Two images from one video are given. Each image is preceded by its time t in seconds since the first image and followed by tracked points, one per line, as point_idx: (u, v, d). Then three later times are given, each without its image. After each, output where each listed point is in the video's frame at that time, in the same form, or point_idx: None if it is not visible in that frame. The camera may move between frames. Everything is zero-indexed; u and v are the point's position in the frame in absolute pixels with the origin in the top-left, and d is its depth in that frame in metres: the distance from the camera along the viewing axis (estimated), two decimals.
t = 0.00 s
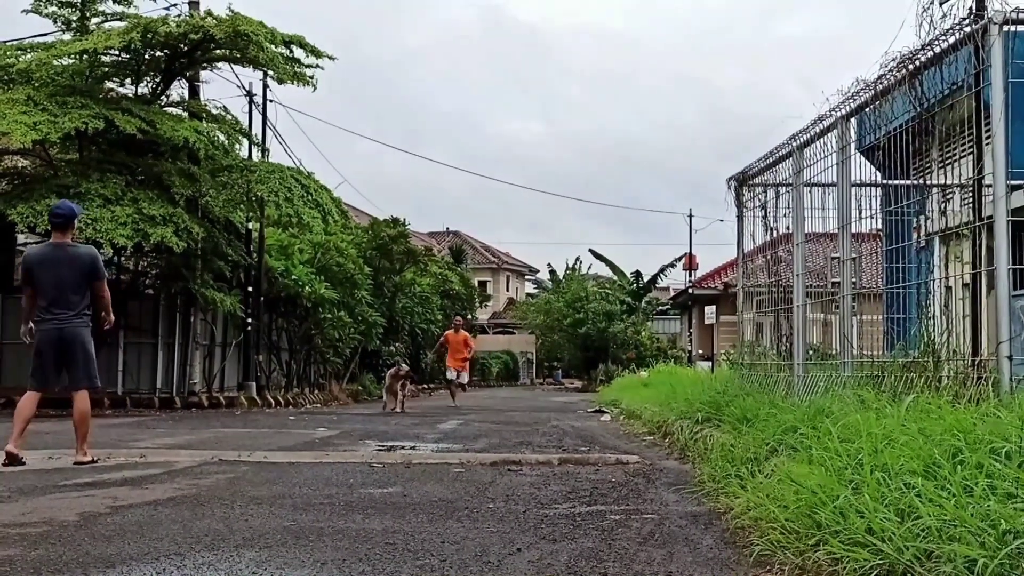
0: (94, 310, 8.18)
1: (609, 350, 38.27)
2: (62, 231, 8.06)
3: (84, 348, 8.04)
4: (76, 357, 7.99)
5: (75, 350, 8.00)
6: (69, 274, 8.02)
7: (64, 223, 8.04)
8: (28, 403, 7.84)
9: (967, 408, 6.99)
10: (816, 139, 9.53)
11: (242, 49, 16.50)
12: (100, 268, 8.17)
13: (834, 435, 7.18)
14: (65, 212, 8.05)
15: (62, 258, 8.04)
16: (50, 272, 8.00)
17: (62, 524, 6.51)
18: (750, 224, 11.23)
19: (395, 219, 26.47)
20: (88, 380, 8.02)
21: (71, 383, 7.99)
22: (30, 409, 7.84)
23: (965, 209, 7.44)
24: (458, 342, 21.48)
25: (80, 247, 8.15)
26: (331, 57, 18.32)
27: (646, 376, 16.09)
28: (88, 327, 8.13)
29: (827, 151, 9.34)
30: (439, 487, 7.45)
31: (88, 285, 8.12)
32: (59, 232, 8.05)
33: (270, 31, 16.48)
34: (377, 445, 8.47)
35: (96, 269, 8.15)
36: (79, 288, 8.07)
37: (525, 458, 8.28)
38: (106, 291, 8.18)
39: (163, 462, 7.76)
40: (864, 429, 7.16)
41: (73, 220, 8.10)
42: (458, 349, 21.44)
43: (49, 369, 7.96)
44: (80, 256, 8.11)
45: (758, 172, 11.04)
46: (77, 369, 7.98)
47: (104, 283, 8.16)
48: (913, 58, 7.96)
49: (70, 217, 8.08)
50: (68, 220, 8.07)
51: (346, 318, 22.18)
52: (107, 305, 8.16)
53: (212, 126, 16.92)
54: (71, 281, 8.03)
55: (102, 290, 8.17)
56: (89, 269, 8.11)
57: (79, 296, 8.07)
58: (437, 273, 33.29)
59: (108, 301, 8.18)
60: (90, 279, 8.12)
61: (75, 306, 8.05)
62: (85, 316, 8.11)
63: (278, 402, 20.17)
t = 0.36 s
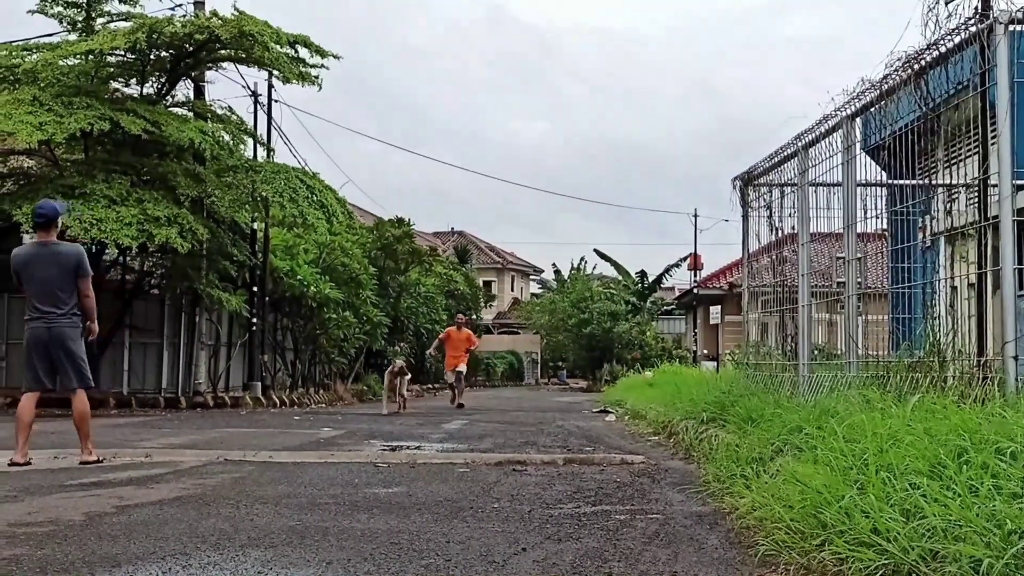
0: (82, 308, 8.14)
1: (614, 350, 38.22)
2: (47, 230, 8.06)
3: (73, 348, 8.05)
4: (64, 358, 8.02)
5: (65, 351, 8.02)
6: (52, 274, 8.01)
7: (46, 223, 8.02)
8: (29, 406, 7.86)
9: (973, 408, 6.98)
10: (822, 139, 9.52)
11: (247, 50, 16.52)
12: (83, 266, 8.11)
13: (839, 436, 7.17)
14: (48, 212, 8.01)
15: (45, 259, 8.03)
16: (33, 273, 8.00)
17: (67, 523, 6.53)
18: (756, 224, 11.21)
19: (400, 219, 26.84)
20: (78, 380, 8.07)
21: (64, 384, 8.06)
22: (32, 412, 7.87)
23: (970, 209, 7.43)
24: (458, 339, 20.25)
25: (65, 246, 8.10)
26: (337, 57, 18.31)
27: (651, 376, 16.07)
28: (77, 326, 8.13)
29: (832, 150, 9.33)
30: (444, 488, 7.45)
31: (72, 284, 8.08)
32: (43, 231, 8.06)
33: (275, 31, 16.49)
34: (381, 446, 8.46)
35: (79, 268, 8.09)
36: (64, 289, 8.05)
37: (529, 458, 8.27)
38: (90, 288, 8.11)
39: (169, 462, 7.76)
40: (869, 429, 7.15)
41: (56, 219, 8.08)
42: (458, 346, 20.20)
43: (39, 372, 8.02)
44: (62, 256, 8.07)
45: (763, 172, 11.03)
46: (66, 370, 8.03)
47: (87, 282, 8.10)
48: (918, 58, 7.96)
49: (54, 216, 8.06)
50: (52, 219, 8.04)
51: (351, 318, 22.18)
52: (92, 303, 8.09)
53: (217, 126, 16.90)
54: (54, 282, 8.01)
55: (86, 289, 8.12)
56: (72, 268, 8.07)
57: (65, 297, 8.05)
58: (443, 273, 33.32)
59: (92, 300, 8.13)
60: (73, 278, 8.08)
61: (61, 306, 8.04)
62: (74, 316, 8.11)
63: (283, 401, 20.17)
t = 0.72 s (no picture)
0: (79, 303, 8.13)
1: (627, 350, 38.18)
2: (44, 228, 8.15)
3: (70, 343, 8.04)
4: (60, 353, 8.01)
5: (62, 347, 8.01)
6: (46, 271, 8.05)
7: (42, 219, 8.11)
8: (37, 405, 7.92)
9: (987, 407, 6.95)
10: (835, 138, 9.50)
11: (261, 50, 16.57)
12: (77, 260, 8.11)
13: (853, 435, 7.14)
14: (45, 206, 8.10)
15: (39, 255, 8.08)
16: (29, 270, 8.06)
17: (83, 520, 6.57)
18: (769, 223, 11.19)
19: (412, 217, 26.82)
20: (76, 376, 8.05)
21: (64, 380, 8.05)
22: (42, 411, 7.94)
23: (984, 208, 7.40)
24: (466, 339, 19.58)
25: (60, 241, 8.14)
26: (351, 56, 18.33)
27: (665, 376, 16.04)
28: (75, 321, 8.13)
29: (846, 149, 9.31)
30: (457, 486, 7.46)
31: (67, 279, 8.09)
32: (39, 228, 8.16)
33: (289, 31, 16.53)
34: (394, 445, 8.47)
35: (73, 261, 8.10)
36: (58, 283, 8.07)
37: (542, 457, 8.26)
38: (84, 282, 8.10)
39: (183, 460, 7.79)
40: (883, 428, 7.12)
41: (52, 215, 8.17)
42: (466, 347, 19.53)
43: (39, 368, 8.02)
44: (56, 251, 8.10)
45: (776, 171, 11.00)
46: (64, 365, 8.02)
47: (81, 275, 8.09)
48: (932, 56, 7.94)
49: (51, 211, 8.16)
50: (47, 214, 8.14)
51: (364, 318, 22.22)
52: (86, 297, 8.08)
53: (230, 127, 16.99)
54: (49, 277, 8.05)
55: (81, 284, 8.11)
56: (66, 262, 8.09)
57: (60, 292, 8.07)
58: (456, 273, 33.39)
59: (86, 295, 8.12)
60: (68, 273, 8.09)
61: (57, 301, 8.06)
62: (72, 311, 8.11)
63: (296, 400, 20.21)
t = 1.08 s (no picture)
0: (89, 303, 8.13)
1: (647, 350, 38.06)
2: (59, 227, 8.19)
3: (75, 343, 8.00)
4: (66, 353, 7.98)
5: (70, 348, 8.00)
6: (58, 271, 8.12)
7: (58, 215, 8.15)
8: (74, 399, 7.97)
9: (1011, 407, 6.89)
10: (857, 137, 9.47)
11: (281, 50, 16.60)
12: (86, 260, 8.14)
13: (875, 435, 7.10)
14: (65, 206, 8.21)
15: (52, 255, 8.17)
16: (44, 272, 8.17)
17: (106, 518, 6.61)
18: (790, 223, 11.16)
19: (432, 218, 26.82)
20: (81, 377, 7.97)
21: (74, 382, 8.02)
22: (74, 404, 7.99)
23: (1007, 207, 7.30)
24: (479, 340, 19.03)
25: (73, 242, 8.21)
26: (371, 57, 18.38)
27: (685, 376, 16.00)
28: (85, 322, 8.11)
29: (868, 149, 9.28)
30: (478, 485, 7.47)
31: (75, 278, 8.11)
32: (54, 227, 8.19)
33: (309, 32, 16.55)
34: (414, 444, 8.49)
35: (82, 261, 8.13)
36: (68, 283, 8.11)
37: (562, 457, 8.24)
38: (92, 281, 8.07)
39: (205, 459, 7.82)
40: (905, 427, 7.08)
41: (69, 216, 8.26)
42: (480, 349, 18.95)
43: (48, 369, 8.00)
44: (68, 251, 8.17)
45: (797, 171, 10.97)
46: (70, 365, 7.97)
47: (89, 274, 8.08)
48: (955, 54, 7.89)
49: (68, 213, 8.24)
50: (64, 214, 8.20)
51: (384, 319, 22.26)
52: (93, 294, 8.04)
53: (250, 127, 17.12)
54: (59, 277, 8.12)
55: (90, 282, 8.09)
56: (77, 262, 8.14)
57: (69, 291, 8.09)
58: (476, 273, 33.42)
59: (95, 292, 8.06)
60: (77, 273, 8.13)
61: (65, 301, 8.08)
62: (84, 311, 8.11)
63: (318, 400, 20.29)
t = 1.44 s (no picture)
0: (114, 302, 8.18)
1: (677, 350, 37.88)
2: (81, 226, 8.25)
3: (98, 341, 8.05)
4: (88, 352, 8.02)
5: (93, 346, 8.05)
6: (84, 269, 8.17)
7: (81, 214, 8.22)
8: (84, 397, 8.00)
9: None
10: (890, 135, 9.41)
11: (311, 50, 16.67)
12: (112, 258, 8.17)
13: (909, 434, 7.03)
14: (88, 204, 8.26)
15: (77, 252, 8.22)
16: (70, 269, 8.22)
17: (139, 515, 6.65)
18: (822, 222, 11.10)
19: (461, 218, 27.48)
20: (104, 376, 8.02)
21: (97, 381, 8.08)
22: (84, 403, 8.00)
23: None
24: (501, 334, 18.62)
25: (98, 240, 8.25)
26: (401, 57, 18.42)
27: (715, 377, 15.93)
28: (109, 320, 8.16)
29: (901, 147, 9.21)
30: (508, 484, 7.47)
31: (100, 276, 8.15)
32: (76, 225, 8.25)
33: (339, 32, 16.60)
34: (445, 443, 8.50)
35: (107, 258, 8.17)
36: (92, 281, 8.16)
37: (593, 457, 8.22)
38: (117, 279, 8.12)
39: (237, 457, 7.86)
40: (939, 426, 7.00)
41: (91, 213, 8.33)
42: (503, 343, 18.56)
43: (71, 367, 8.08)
44: (93, 249, 8.21)
45: (829, 169, 10.91)
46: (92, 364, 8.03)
47: (114, 273, 8.12)
48: (990, 51, 7.82)
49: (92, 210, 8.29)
50: (87, 211, 8.26)
51: (414, 319, 22.34)
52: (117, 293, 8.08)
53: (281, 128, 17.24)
54: (85, 274, 8.17)
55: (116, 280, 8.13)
56: (102, 259, 8.17)
57: (93, 290, 8.13)
58: (505, 273, 33.46)
59: (119, 290, 8.10)
60: (102, 271, 8.17)
61: (90, 299, 8.13)
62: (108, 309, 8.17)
63: (348, 399, 20.30)
